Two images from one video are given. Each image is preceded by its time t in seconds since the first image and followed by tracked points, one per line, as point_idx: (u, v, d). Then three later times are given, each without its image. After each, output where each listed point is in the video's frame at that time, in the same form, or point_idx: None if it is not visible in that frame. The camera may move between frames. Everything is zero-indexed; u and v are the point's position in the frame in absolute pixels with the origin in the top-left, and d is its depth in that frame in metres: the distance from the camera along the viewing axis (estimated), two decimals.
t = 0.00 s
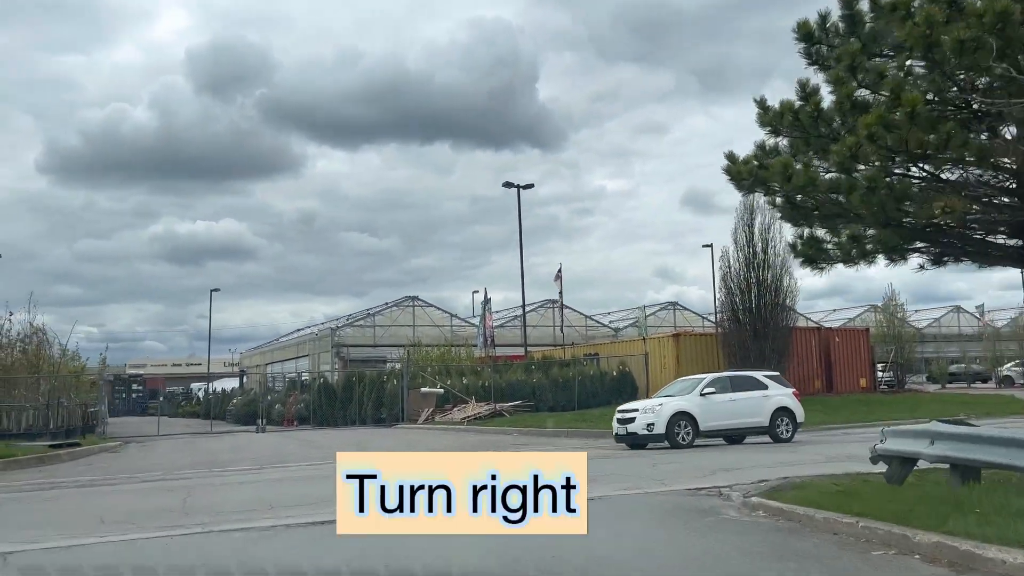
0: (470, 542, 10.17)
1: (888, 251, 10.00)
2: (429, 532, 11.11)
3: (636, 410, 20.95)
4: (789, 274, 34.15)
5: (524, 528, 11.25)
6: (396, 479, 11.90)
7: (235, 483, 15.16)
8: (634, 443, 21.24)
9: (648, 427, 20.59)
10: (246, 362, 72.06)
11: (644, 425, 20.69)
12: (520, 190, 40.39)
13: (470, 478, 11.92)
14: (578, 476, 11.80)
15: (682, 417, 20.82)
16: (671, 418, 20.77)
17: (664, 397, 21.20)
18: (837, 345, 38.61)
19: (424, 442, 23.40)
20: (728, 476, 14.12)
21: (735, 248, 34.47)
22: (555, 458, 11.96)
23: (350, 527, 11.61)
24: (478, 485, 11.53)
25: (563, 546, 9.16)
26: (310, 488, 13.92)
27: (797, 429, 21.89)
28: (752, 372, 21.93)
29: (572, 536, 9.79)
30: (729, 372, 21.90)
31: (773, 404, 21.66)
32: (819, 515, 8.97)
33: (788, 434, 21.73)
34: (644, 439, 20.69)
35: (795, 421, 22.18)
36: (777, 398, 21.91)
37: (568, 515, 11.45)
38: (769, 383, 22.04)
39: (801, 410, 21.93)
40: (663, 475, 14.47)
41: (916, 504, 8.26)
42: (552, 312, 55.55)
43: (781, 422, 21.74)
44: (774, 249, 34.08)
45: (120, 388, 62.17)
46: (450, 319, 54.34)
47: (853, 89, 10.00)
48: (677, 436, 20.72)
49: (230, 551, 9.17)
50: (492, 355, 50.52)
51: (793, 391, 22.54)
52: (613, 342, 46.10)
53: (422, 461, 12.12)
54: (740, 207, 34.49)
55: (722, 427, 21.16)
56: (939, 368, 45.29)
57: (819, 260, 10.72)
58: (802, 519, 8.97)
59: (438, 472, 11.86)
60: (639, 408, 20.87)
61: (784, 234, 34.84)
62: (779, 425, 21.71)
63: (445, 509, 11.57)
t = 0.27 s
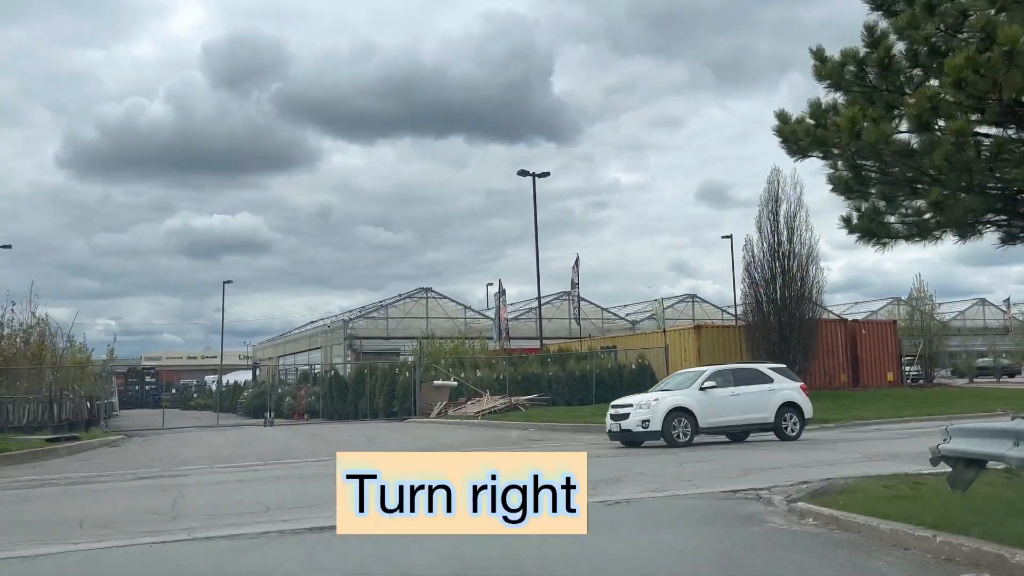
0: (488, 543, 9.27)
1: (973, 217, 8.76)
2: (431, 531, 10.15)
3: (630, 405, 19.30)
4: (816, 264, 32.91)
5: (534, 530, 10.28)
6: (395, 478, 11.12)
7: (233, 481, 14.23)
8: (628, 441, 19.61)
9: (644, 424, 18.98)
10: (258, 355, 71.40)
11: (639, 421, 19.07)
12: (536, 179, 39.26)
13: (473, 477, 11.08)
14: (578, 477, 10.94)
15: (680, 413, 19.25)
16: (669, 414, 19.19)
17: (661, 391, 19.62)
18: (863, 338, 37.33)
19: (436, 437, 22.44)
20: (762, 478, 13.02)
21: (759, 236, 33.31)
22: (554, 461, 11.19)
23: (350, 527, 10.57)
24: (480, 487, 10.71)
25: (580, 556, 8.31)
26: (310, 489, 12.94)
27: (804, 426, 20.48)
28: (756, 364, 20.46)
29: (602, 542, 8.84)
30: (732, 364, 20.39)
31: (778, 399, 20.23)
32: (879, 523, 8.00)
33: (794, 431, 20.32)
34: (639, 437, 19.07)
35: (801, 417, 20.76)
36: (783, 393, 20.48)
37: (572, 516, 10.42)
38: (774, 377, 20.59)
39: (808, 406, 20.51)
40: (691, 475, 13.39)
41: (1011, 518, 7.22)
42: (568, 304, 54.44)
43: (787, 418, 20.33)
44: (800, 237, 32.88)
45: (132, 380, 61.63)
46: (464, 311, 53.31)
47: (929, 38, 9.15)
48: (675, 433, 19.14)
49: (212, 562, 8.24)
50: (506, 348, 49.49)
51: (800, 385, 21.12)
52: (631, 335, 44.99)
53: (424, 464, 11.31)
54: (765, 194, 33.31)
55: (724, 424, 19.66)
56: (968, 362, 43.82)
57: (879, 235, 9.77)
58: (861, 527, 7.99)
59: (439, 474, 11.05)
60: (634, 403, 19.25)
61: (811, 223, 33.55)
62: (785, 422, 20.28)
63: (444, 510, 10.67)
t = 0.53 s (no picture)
0: (483, 549, 8.49)
1: None
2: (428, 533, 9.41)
3: (622, 400, 18.07)
4: (837, 254, 31.95)
5: (533, 533, 9.60)
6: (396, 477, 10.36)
7: (228, 478, 13.43)
8: (621, 439, 18.38)
9: (638, 420, 17.74)
10: (265, 348, 70.72)
11: (633, 418, 17.83)
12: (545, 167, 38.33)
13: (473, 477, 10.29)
14: (577, 477, 10.10)
15: (676, 409, 18.02)
16: (664, 409, 17.97)
17: (656, 386, 18.38)
18: (883, 331, 36.33)
19: (442, 432, 21.60)
20: (790, 478, 12.12)
21: (778, 225, 32.39)
22: (554, 459, 10.30)
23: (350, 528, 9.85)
24: (478, 486, 9.89)
25: (601, 565, 7.50)
26: (306, 488, 12.11)
27: (808, 422, 19.29)
28: (758, 357, 19.27)
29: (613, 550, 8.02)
30: (732, 356, 19.20)
31: (781, 393, 19.04)
32: (946, 532, 7.15)
33: (799, 427, 19.12)
34: (633, 434, 17.83)
35: (805, 413, 19.54)
36: (786, 387, 19.29)
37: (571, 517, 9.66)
38: (777, 370, 19.39)
39: (812, 401, 19.34)
40: (714, 474, 12.51)
41: None
42: (578, 297, 53.51)
43: (790, 414, 19.15)
44: (820, 226, 31.91)
45: (137, 374, 61.05)
46: (473, 303, 52.44)
47: None
48: (671, 430, 17.91)
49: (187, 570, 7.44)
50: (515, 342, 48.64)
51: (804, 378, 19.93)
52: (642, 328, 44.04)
53: (423, 462, 10.51)
54: (784, 182, 32.39)
55: (723, 421, 18.47)
56: (989, 357, 42.65)
57: (942, 203, 9.36)
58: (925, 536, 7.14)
59: (439, 472, 10.21)
60: (628, 398, 18.01)
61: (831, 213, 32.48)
62: (788, 418, 19.08)
63: (441, 510, 9.88)
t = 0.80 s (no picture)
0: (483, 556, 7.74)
1: None
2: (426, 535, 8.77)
3: (612, 395, 16.69)
4: (853, 244, 31.24)
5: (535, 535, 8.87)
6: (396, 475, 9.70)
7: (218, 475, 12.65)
8: (610, 435, 17.03)
9: (630, 416, 16.39)
10: (269, 340, 70.01)
11: (624, 413, 16.48)
12: (553, 156, 37.45)
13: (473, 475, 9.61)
14: (578, 476, 9.37)
15: (670, 404, 16.66)
16: (657, 404, 16.61)
17: (649, 379, 17.01)
18: (898, 324, 35.45)
19: (446, 427, 20.80)
20: (819, 477, 11.29)
21: (792, 215, 31.85)
22: (553, 457, 9.62)
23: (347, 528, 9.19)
24: (478, 485, 9.21)
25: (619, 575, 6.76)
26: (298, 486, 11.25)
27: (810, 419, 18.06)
28: (758, 348, 17.98)
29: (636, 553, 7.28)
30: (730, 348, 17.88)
31: (783, 388, 17.76)
32: (1014, 545, 6.35)
33: (800, 424, 17.90)
34: (623, 431, 16.48)
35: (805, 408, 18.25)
36: (787, 381, 18.02)
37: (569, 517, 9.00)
38: (778, 363, 18.11)
39: (815, 395, 18.07)
40: (736, 472, 11.68)
41: None
42: (585, 289, 52.62)
43: (792, 409, 17.89)
44: (836, 216, 31.28)
45: (139, 366, 60.39)
46: (479, 296, 51.61)
47: None
48: (664, 426, 16.56)
49: None
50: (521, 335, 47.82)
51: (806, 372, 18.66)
52: (651, 321, 43.17)
53: (423, 460, 9.83)
54: (798, 171, 31.97)
55: (720, 416, 17.15)
56: (1006, 351, 41.67)
57: None
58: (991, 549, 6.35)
59: (437, 469, 9.48)
60: (618, 392, 16.64)
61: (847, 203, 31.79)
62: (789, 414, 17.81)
63: (441, 510, 9.18)
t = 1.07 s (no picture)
0: (482, 556, 7.01)
1: None
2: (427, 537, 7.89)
3: (592, 388, 15.61)
4: (866, 234, 30.29)
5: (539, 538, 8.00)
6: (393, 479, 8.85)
7: (200, 473, 11.82)
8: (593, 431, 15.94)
9: (612, 411, 15.27)
10: (267, 332, 69.22)
11: (606, 408, 15.37)
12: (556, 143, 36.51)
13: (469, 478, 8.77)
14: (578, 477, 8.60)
15: (656, 399, 15.50)
16: (642, 399, 15.45)
17: (634, 372, 15.84)
18: (910, 316, 34.55)
19: (444, 421, 19.94)
20: (846, 478, 10.44)
21: (802, 204, 30.98)
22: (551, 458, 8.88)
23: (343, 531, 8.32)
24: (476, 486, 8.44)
25: None
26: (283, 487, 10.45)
27: (806, 416, 16.82)
28: (752, 340, 16.70)
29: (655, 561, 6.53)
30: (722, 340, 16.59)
31: (777, 383, 16.51)
32: None
33: (795, 422, 16.67)
34: (605, 427, 15.37)
35: (803, 406, 16.96)
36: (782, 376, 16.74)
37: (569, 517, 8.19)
38: (773, 356, 16.82)
39: (812, 391, 16.83)
40: (755, 472, 10.83)
41: None
42: (588, 280, 51.72)
43: (787, 405, 16.64)
44: (848, 204, 30.33)
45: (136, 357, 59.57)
46: (480, 287, 50.72)
47: None
48: (649, 423, 15.41)
49: None
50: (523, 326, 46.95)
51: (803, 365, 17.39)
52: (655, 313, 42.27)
53: (421, 463, 9.30)
54: (809, 158, 31.02)
55: (709, 413, 15.94)
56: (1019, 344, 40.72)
57: None
58: None
59: (433, 472, 8.95)
60: (600, 386, 15.51)
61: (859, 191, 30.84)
62: (784, 410, 16.57)
63: (440, 510, 8.35)
